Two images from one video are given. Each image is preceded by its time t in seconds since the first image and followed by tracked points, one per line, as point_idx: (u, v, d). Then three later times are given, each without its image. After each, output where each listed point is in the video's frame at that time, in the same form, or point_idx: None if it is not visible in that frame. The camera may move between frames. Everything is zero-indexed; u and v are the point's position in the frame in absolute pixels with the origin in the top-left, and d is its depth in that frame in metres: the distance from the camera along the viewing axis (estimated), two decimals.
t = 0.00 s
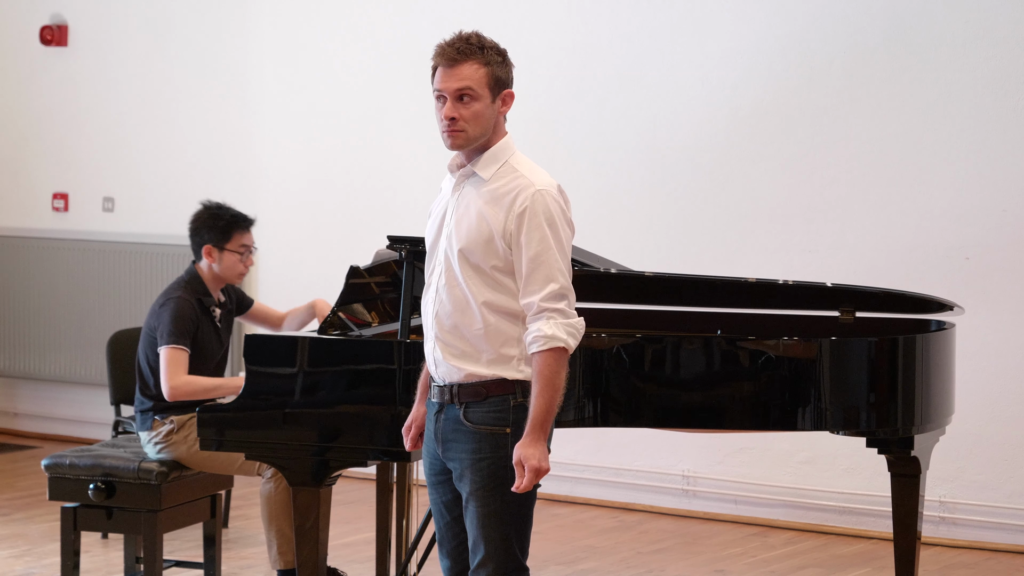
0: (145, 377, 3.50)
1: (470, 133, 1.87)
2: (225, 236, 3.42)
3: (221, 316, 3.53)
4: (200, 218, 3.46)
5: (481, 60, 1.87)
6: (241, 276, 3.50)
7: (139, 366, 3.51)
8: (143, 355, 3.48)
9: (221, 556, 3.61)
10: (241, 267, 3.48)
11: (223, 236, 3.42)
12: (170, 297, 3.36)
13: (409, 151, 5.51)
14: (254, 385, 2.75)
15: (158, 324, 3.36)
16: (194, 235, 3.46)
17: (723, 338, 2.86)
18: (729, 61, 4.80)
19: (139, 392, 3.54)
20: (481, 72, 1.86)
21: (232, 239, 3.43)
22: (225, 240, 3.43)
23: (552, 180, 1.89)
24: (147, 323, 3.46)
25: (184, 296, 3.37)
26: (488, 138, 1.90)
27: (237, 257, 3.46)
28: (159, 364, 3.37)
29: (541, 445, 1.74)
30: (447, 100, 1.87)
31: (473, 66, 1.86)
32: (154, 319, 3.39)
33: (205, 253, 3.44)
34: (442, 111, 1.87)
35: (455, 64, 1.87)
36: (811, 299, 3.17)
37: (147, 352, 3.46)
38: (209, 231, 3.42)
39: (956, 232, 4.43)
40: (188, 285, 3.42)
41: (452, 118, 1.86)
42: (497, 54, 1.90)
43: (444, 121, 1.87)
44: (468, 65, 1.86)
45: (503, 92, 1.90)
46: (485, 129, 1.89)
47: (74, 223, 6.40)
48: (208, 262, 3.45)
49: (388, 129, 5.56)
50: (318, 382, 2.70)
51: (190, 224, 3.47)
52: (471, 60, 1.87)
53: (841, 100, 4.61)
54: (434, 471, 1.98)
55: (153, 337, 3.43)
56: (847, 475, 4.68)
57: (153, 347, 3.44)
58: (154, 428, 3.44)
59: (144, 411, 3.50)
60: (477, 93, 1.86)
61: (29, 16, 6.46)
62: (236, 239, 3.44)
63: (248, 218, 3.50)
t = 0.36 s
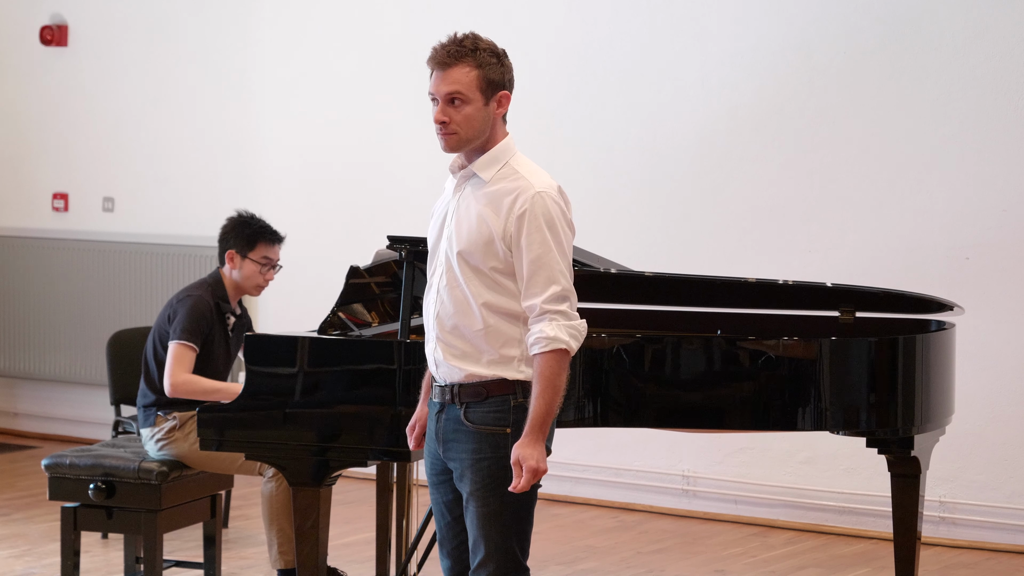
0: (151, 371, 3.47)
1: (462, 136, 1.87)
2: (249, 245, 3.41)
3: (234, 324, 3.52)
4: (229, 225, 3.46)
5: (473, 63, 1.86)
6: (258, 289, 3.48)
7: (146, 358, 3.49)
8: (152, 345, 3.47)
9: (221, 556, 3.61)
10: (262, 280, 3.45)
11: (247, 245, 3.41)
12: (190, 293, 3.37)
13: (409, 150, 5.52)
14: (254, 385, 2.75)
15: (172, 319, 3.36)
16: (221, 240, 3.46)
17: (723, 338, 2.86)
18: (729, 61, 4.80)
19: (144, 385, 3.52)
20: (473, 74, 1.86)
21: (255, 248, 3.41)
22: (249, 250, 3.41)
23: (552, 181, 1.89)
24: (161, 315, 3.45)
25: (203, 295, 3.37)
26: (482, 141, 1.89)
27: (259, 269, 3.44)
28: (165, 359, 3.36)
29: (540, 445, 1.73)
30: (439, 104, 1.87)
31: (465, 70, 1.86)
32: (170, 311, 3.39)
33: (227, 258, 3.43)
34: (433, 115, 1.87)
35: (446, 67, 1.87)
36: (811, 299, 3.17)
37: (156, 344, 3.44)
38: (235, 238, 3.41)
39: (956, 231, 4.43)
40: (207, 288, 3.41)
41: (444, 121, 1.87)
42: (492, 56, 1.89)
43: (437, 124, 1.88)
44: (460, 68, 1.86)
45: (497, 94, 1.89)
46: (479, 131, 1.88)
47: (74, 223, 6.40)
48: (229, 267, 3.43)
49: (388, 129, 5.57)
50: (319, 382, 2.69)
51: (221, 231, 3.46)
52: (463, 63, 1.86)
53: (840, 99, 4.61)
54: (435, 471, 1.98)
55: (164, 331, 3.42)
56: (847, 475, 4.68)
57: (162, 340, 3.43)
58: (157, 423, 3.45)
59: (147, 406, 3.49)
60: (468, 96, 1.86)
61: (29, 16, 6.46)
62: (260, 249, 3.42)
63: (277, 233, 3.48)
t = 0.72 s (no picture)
0: (160, 367, 3.46)
1: (456, 138, 1.88)
2: (259, 243, 3.41)
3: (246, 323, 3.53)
4: (240, 223, 3.46)
5: (465, 66, 1.86)
6: (270, 287, 3.47)
7: (155, 353, 3.48)
8: (163, 342, 3.47)
9: (221, 556, 3.61)
10: (272, 277, 3.45)
11: (257, 242, 3.41)
12: (204, 288, 3.40)
13: (409, 150, 5.52)
14: (254, 385, 2.75)
15: (184, 314, 3.37)
16: (232, 238, 3.47)
17: (723, 338, 2.86)
18: (730, 61, 4.80)
19: (152, 381, 3.50)
20: (464, 77, 1.86)
21: (265, 245, 3.41)
22: (259, 246, 3.41)
23: (552, 182, 1.88)
24: (174, 313, 3.46)
25: (217, 290, 3.39)
26: (477, 142, 1.89)
27: (269, 265, 3.44)
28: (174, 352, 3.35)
29: (536, 446, 1.74)
30: (432, 106, 1.88)
31: (456, 72, 1.86)
32: (183, 307, 3.41)
33: (239, 256, 3.44)
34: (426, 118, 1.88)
35: (440, 70, 1.88)
36: (811, 299, 3.17)
37: (167, 340, 3.44)
38: (245, 235, 3.42)
39: (956, 232, 4.43)
40: (222, 286, 3.42)
41: (437, 124, 1.87)
42: (485, 57, 1.89)
43: (431, 127, 1.89)
44: (452, 71, 1.86)
45: (491, 95, 1.88)
46: (472, 133, 1.88)
47: (74, 223, 6.39)
48: (240, 265, 3.44)
49: (388, 130, 5.57)
50: (318, 382, 2.69)
51: (232, 230, 3.47)
52: (456, 65, 1.87)
53: (841, 100, 4.61)
54: (438, 470, 1.98)
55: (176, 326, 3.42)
56: (847, 475, 4.68)
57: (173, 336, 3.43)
58: (162, 419, 3.44)
59: (154, 401, 3.47)
60: (459, 99, 1.86)
61: (29, 16, 6.46)
62: (270, 246, 3.42)
63: (287, 229, 3.47)
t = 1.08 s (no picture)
0: (158, 373, 3.44)
1: (451, 140, 1.89)
2: (260, 253, 3.40)
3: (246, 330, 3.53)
4: (241, 231, 3.45)
5: (459, 67, 1.86)
6: (270, 296, 3.46)
7: (154, 359, 3.46)
8: (161, 347, 3.44)
9: (221, 556, 3.61)
10: (273, 286, 3.44)
11: (258, 252, 3.39)
12: (200, 300, 3.37)
13: (409, 149, 5.52)
14: (254, 385, 2.75)
15: (182, 325, 3.35)
16: (233, 246, 3.46)
17: (723, 338, 2.86)
18: (730, 61, 4.80)
19: (150, 386, 3.49)
20: (458, 79, 1.86)
21: (266, 256, 3.40)
22: (260, 257, 3.40)
23: (552, 183, 1.88)
24: (173, 319, 3.43)
25: (215, 302, 3.38)
26: (474, 143, 1.90)
27: (269, 276, 3.43)
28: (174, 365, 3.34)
29: (534, 446, 1.73)
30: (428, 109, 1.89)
31: (450, 74, 1.86)
32: (180, 318, 3.39)
33: (239, 265, 3.43)
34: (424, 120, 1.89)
35: (435, 73, 1.88)
36: (811, 299, 3.17)
37: (165, 347, 3.41)
38: (246, 245, 3.41)
39: (956, 232, 4.43)
40: (220, 296, 3.42)
41: (433, 126, 1.88)
42: (480, 58, 1.88)
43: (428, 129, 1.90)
44: (444, 73, 1.87)
45: (486, 96, 1.87)
46: (468, 134, 1.89)
47: (74, 222, 6.39)
48: (241, 274, 3.44)
49: (387, 130, 5.57)
50: (319, 382, 2.69)
51: (233, 237, 3.46)
52: (450, 67, 1.87)
53: (840, 100, 4.61)
54: (439, 470, 1.99)
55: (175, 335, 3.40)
56: (847, 475, 4.68)
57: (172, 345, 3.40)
58: (161, 424, 3.42)
59: (153, 406, 3.46)
60: (453, 101, 1.86)
61: (29, 16, 6.46)
62: (270, 256, 3.40)
63: (288, 238, 3.45)
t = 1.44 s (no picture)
0: (150, 379, 3.46)
1: (449, 142, 1.89)
2: (226, 244, 3.40)
3: (229, 325, 3.52)
4: (204, 225, 3.46)
5: (452, 69, 1.87)
6: (246, 285, 3.46)
7: (144, 368, 3.47)
8: (149, 355, 3.45)
9: (221, 557, 3.61)
10: (246, 275, 3.44)
11: (225, 244, 3.40)
12: (180, 306, 3.35)
13: (409, 149, 5.52)
14: (254, 385, 2.75)
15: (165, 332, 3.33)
16: (200, 243, 3.46)
17: (723, 338, 2.86)
18: (730, 61, 4.80)
19: (142, 392, 3.50)
20: (451, 81, 1.86)
21: (233, 246, 3.40)
22: (228, 248, 3.40)
23: (552, 183, 1.88)
24: (156, 326, 3.43)
25: (193, 306, 3.35)
26: (472, 144, 1.90)
27: (241, 266, 3.43)
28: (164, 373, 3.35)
29: (528, 447, 1.73)
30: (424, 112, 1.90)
31: (444, 77, 1.87)
32: (162, 325, 3.36)
33: (209, 261, 3.43)
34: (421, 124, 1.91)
35: (430, 75, 1.89)
36: (812, 299, 3.17)
37: (153, 355, 3.43)
38: (212, 239, 3.41)
39: (956, 232, 4.43)
40: (196, 296, 3.40)
41: (430, 129, 1.89)
42: (474, 59, 1.88)
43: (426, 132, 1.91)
44: (438, 76, 1.87)
45: (481, 97, 1.88)
46: (465, 136, 1.89)
47: (74, 223, 6.39)
48: (213, 269, 3.44)
49: (388, 129, 5.57)
50: (318, 382, 2.69)
51: (198, 232, 3.47)
52: (445, 69, 1.87)
53: (840, 100, 4.61)
54: (440, 470, 1.99)
55: (160, 343, 3.40)
56: (847, 475, 4.68)
57: (159, 352, 3.40)
58: (156, 429, 3.43)
59: (146, 412, 3.47)
60: (448, 104, 1.87)
61: (29, 15, 6.46)
62: (237, 246, 3.41)
63: (252, 225, 3.46)
